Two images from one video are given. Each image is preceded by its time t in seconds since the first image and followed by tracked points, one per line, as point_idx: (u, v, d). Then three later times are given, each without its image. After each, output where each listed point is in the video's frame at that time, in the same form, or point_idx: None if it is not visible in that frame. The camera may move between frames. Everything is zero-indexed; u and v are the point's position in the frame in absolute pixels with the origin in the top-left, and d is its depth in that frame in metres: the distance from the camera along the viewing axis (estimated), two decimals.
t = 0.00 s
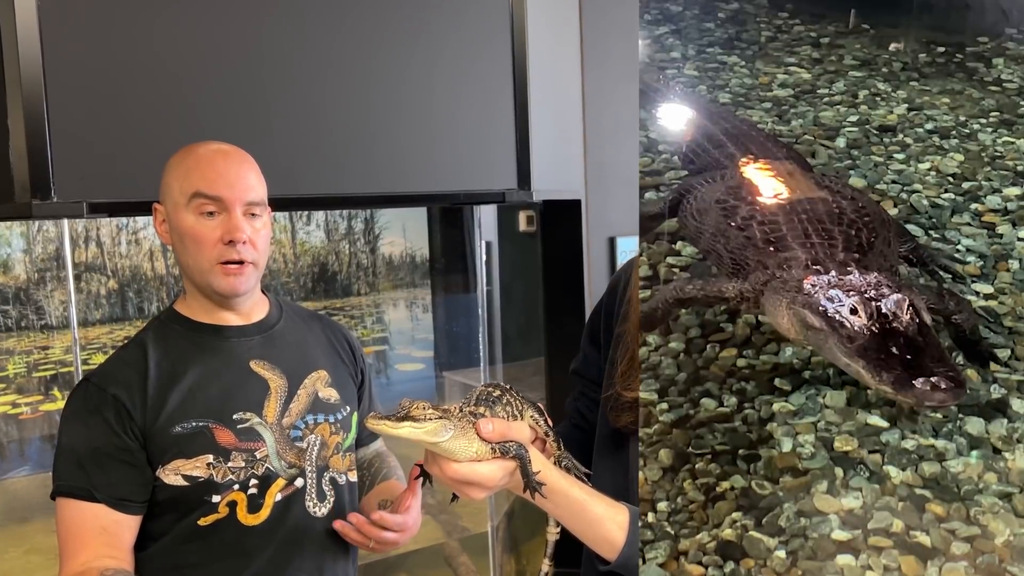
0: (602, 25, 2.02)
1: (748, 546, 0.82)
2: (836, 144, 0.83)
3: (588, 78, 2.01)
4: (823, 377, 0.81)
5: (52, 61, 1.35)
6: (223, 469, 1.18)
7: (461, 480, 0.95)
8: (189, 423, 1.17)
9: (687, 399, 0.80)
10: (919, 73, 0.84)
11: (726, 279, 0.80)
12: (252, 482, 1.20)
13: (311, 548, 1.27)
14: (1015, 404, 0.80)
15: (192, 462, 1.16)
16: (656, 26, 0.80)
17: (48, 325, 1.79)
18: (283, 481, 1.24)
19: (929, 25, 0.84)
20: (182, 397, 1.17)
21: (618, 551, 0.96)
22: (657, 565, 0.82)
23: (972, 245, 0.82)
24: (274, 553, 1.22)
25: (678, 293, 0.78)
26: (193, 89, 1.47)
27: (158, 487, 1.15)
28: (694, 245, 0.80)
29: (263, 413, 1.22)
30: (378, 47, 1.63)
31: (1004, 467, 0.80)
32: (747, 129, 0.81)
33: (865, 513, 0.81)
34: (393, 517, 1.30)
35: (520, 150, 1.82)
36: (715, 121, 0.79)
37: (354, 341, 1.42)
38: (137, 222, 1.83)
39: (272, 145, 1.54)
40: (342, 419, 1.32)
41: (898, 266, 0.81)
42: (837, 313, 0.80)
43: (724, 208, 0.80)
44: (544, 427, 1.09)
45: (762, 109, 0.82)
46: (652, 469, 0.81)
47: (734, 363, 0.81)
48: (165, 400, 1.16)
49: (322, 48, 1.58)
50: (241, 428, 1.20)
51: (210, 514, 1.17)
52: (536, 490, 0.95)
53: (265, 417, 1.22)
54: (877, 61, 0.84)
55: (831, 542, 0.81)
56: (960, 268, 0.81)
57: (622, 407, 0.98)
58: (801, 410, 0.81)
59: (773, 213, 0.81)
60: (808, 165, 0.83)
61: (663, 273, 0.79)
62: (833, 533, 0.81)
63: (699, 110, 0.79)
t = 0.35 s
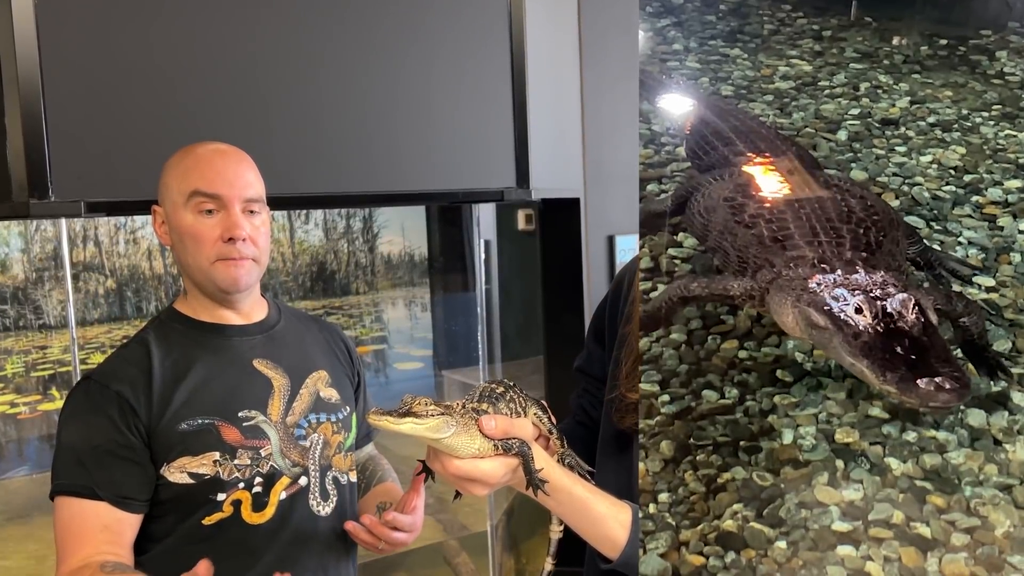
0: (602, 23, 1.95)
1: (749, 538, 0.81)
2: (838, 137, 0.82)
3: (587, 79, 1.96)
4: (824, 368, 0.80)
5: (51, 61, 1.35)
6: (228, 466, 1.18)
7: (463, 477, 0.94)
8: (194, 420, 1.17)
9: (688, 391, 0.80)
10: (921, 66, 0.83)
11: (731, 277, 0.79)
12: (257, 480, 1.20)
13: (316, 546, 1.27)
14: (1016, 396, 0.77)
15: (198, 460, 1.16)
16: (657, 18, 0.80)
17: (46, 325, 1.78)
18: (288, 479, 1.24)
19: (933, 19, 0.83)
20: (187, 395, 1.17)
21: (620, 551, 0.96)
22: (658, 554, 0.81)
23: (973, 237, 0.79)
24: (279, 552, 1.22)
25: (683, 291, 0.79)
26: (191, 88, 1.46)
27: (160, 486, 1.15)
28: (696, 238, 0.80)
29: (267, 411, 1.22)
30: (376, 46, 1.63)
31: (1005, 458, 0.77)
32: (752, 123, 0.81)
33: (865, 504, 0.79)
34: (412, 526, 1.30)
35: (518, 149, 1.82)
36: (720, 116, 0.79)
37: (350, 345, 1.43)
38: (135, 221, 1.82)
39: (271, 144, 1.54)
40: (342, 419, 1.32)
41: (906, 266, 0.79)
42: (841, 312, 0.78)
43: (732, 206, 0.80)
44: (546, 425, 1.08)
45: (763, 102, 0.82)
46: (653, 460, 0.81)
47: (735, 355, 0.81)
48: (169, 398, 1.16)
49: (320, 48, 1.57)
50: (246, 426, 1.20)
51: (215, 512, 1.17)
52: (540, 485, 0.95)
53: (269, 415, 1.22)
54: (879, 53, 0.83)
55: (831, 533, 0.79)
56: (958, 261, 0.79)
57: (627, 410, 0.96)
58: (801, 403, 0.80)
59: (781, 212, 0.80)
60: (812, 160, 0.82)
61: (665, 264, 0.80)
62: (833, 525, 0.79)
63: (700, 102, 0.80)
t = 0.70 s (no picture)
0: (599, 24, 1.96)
1: (751, 529, 0.82)
2: (840, 128, 0.83)
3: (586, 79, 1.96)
4: (826, 359, 0.82)
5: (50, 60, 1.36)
6: (227, 462, 1.18)
7: (466, 476, 0.95)
8: (192, 416, 1.17)
9: (691, 381, 0.81)
10: (924, 58, 0.84)
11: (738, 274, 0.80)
12: (255, 477, 1.21)
13: (317, 544, 1.27)
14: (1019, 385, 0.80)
15: (196, 455, 1.16)
16: (660, 8, 0.79)
17: (46, 324, 1.78)
18: (287, 477, 1.24)
19: (936, 11, 0.84)
20: (185, 392, 1.17)
21: (624, 551, 0.95)
22: (659, 546, 0.82)
23: (975, 229, 0.82)
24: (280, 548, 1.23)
25: (688, 289, 0.79)
26: (190, 87, 1.46)
27: (157, 481, 1.15)
28: (701, 232, 0.80)
29: (267, 408, 1.22)
30: (376, 46, 1.62)
31: (1006, 450, 0.80)
32: (759, 118, 0.82)
33: (867, 495, 0.81)
34: (413, 545, 1.31)
35: (517, 146, 1.82)
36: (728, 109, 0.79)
37: (352, 343, 1.43)
38: (134, 220, 1.82)
39: (269, 143, 1.54)
40: (343, 416, 1.31)
41: (913, 267, 0.80)
42: (848, 311, 0.80)
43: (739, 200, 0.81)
44: (549, 424, 1.08)
45: (766, 93, 0.83)
46: (655, 451, 0.81)
47: (737, 346, 0.82)
48: (168, 394, 1.16)
49: (319, 48, 1.57)
50: (245, 423, 1.21)
51: (212, 510, 1.18)
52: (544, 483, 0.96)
53: (268, 412, 1.22)
54: (883, 45, 0.84)
55: (834, 525, 0.82)
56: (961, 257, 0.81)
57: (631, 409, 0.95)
58: (802, 394, 0.81)
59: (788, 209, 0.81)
60: (818, 154, 0.83)
61: (666, 256, 0.80)
62: (836, 516, 0.81)
63: (703, 97, 0.80)
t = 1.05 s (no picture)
0: (600, 24, 1.97)
1: (748, 520, 0.89)
2: (838, 121, 0.90)
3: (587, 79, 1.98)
4: (824, 352, 0.88)
5: (50, 61, 1.36)
6: (223, 464, 1.18)
7: (467, 477, 0.94)
8: (190, 417, 1.17)
9: (690, 373, 0.89)
10: (922, 50, 0.90)
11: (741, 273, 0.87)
12: (252, 479, 1.21)
13: (316, 545, 1.27)
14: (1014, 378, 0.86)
15: (192, 457, 1.16)
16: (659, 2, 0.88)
17: (46, 324, 1.78)
18: (284, 479, 1.24)
19: (935, 3, 0.89)
20: (182, 393, 1.17)
21: (625, 551, 0.98)
22: (658, 536, 0.90)
23: (973, 222, 0.87)
24: (279, 548, 1.24)
25: (689, 289, 0.87)
26: (190, 86, 1.46)
27: (153, 482, 1.15)
28: (703, 229, 0.88)
29: (264, 410, 1.23)
30: (375, 46, 1.62)
31: (1004, 441, 0.86)
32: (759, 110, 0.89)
33: (866, 486, 0.88)
34: (410, 551, 1.32)
35: (517, 146, 1.81)
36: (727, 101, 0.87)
37: (352, 344, 1.43)
38: (134, 220, 1.82)
39: (269, 143, 1.54)
40: (342, 419, 1.32)
41: (916, 267, 0.86)
42: (852, 310, 0.86)
43: (744, 199, 0.88)
44: (550, 424, 1.08)
45: (765, 85, 0.90)
46: (654, 443, 0.90)
47: (736, 338, 0.89)
48: (165, 394, 1.16)
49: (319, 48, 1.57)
50: (242, 425, 1.21)
51: (209, 511, 1.18)
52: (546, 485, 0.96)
53: (265, 414, 1.23)
54: (880, 37, 0.90)
55: (832, 516, 0.88)
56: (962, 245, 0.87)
57: (632, 410, 0.97)
58: (801, 385, 0.89)
59: (793, 211, 0.89)
60: (817, 145, 0.89)
61: (665, 247, 0.89)
62: (833, 508, 0.88)
63: (700, 89, 0.87)
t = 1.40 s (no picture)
0: (601, 23, 1.93)
1: (742, 512, 0.98)
2: (833, 113, 0.97)
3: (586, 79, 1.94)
4: (820, 346, 0.96)
5: (53, 61, 1.36)
6: (221, 465, 1.18)
7: (467, 478, 0.95)
8: (187, 418, 1.17)
9: (684, 365, 0.97)
10: (918, 43, 0.98)
11: (738, 273, 0.95)
12: (251, 480, 1.21)
13: (316, 545, 1.27)
14: (1013, 372, 0.92)
15: (191, 458, 1.16)
16: None
17: (47, 324, 1.79)
18: (282, 480, 1.24)
19: None
20: (180, 394, 1.18)
21: (625, 551, 1.00)
22: (652, 528, 0.99)
23: (968, 215, 0.93)
24: (280, 548, 1.24)
25: (686, 289, 0.95)
26: (191, 87, 1.47)
27: (150, 482, 1.15)
28: (700, 224, 0.95)
29: (262, 411, 1.22)
30: (376, 46, 1.63)
31: (999, 433, 0.93)
32: (745, 96, 0.96)
33: (859, 479, 0.96)
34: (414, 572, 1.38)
35: (518, 147, 1.82)
36: (720, 92, 0.96)
37: (351, 343, 1.43)
38: (135, 220, 1.82)
39: (270, 143, 1.54)
40: (340, 420, 1.32)
41: (915, 267, 0.93)
42: (851, 309, 0.93)
43: (742, 201, 0.95)
44: (551, 425, 1.07)
45: (760, 78, 0.98)
46: (648, 435, 0.98)
47: (730, 330, 0.97)
48: (163, 395, 1.17)
49: (322, 48, 1.58)
50: (240, 425, 1.21)
51: (208, 512, 1.18)
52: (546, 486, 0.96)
53: (263, 415, 1.23)
54: (875, 31, 0.98)
55: (826, 508, 0.96)
56: (955, 237, 0.93)
57: (632, 410, 1.01)
58: (795, 376, 0.97)
59: (793, 210, 0.95)
60: (806, 135, 0.97)
61: (661, 242, 0.96)
62: (827, 500, 0.96)
63: (696, 82, 0.96)
